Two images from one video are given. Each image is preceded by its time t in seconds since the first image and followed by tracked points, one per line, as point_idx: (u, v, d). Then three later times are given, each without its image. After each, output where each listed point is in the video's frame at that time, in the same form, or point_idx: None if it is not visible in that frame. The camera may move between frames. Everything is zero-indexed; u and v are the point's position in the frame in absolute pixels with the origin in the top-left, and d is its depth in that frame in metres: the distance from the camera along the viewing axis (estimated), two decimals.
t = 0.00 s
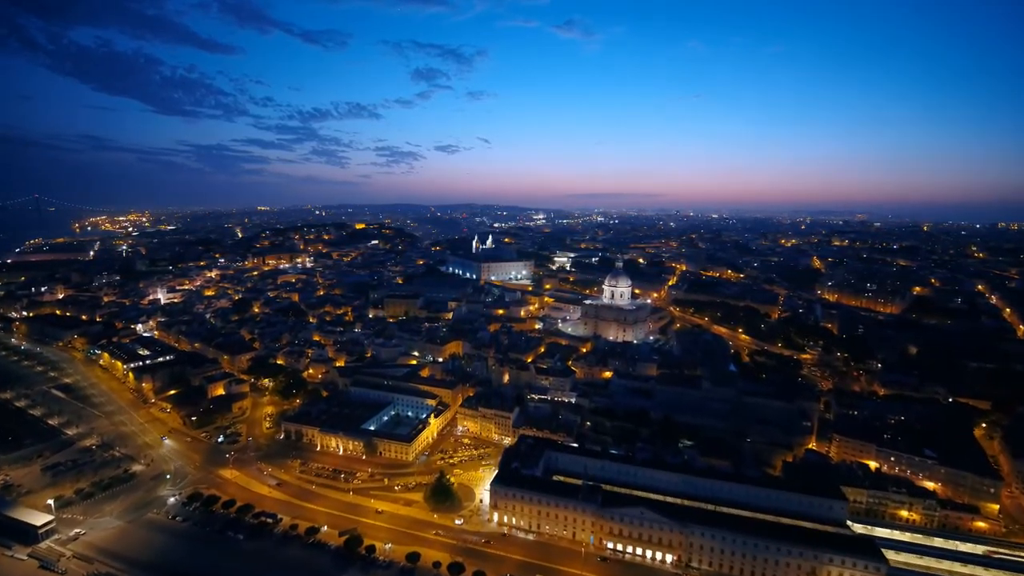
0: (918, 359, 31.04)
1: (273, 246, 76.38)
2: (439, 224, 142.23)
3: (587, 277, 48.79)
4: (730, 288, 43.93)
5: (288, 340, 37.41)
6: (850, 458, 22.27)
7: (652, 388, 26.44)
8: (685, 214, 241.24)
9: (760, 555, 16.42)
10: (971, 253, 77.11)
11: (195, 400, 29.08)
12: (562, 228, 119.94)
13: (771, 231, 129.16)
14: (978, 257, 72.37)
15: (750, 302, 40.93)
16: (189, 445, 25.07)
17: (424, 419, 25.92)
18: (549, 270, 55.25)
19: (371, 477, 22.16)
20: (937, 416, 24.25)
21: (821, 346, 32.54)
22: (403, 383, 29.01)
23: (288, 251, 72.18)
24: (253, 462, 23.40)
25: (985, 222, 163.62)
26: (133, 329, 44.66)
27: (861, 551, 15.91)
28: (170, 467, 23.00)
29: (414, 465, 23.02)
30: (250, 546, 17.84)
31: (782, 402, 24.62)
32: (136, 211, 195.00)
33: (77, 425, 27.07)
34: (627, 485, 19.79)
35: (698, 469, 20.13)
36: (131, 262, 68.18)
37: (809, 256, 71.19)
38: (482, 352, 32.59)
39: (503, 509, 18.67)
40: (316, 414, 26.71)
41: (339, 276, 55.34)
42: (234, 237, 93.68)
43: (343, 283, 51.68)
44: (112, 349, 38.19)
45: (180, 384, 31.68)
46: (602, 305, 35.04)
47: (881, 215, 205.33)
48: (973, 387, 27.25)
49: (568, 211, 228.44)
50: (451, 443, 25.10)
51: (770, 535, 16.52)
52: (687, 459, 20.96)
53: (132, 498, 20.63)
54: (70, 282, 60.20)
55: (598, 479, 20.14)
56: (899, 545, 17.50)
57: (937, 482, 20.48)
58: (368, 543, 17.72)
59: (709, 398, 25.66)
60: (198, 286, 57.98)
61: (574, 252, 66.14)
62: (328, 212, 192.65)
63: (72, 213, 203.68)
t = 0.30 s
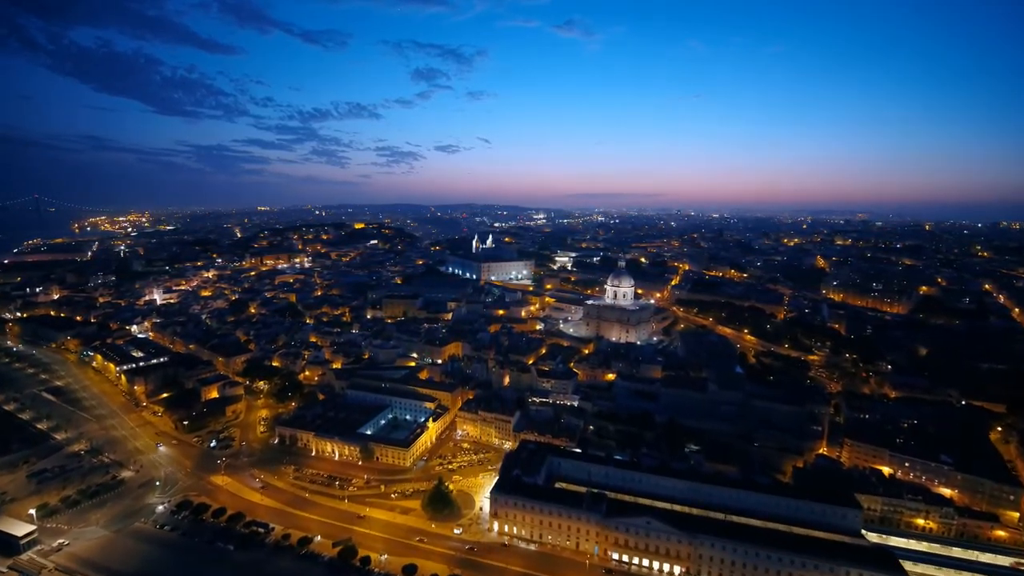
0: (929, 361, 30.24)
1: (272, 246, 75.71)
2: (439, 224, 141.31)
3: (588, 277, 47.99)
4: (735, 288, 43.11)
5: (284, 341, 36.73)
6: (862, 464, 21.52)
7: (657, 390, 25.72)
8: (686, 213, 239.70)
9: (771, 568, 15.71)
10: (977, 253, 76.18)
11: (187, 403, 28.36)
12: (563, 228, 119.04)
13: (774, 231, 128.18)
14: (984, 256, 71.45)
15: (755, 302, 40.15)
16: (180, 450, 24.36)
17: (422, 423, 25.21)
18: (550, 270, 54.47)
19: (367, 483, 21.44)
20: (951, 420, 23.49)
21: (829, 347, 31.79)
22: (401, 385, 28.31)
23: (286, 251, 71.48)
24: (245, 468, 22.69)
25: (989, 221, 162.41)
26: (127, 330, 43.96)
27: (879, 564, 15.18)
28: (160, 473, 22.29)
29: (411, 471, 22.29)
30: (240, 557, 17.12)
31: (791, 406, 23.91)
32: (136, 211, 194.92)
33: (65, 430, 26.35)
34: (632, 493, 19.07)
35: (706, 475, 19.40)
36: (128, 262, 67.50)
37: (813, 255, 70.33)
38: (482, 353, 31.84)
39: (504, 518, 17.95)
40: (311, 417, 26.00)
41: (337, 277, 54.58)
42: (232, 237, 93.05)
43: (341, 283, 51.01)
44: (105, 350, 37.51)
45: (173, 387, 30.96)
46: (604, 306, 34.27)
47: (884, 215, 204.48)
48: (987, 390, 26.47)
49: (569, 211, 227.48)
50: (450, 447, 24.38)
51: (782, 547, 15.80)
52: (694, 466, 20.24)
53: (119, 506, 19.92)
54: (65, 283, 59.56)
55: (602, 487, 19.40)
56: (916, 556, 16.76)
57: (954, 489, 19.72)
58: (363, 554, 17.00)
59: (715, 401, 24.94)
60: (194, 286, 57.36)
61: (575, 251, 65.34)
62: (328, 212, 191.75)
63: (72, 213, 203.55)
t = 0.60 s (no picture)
0: (944, 361, 29.36)
1: (273, 245, 75.22)
2: (442, 224, 140.30)
3: (592, 276, 47.21)
4: (742, 288, 42.25)
5: (283, 341, 36.17)
6: (877, 470, 20.73)
7: (664, 393, 24.98)
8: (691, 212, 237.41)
9: None
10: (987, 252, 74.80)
11: (183, 405, 27.78)
12: (566, 228, 117.99)
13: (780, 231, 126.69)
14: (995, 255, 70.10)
15: (763, 302, 39.32)
16: (175, 453, 23.78)
17: (423, 426, 24.57)
18: (553, 270, 53.72)
19: (365, 489, 20.80)
20: (969, 425, 22.67)
21: (840, 348, 30.97)
22: (401, 387, 27.66)
23: (287, 251, 70.95)
24: (241, 473, 22.08)
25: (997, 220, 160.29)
26: (126, 331, 43.48)
27: None
28: (154, 477, 21.72)
29: (411, 476, 21.63)
30: (232, 566, 16.49)
31: (803, 409, 23.14)
32: (139, 211, 195.12)
33: (59, 434, 25.82)
34: (639, 500, 18.37)
35: (717, 482, 18.68)
36: (128, 262, 67.07)
37: (820, 254, 69.24)
38: (484, 354, 31.12)
39: (506, 526, 17.27)
40: (309, 420, 25.38)
41: (338, 276, 53.96)
42: (234, 237, 92.67)
43: (341, 283, 50.44)
44: (103, 351, 37.03)
45: (170, 388, 30.39)
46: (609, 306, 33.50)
47: (890, 214, 202.42)
48: (1005, 392, 25.59)
49: (572, 210, 225.96)
50: (452, 451, 23.73)
51: (799, 558, 15.07)
52: (704, 472, 19.52)
53: (111, 512, 19.33)
54: (65, 283, 59.22)
55: (609, 493, 18.70)
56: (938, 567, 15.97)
57: (975, 496, 18.88)
58: (360, 564, 16.36)
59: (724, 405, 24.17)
60: (195, 286, 56.90)
61: (579, 250, 64.48)
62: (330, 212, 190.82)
63: (76, 213, 204.15)
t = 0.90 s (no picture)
0: (966, 363, 28.28)
1: (277, 245, 74.89)
2: (447, 223, 139.40)
3: (599, 275, 46.32)
4: (753, 288, 41.24)
5: (285, 341, 35.64)
6: (899, 477, 19.81)
7: (674, 395, 24.16)
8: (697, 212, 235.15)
9: None
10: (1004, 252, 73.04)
11: (182, 407, 27.26)
12: (572, 227, 116.86)
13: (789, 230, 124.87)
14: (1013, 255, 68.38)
15: (774, 302, 38.33)
16: (172, 455, 23.24)
17: (425, 429, 23.90)
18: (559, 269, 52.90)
19: (365, 493, 20.13)
20: (994, 430, 21.66)
21: (855, 349, 29.97)
22: (403, 389, 26.99)
23: (291, 250, 70.56)
24: (237, 476, 21.48)
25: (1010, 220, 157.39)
26: (128, 330, 43.13)
27: None
28: (149, 480, 21.17)
29: (413, 481, 20.96)
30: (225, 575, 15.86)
31: (819, 413, 22.29)
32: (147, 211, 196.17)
33: (56, 435, 25.36)
34: (649, 508, 17.59)
35: (731, 489, 17.88)
36: (133, 261, 66.90)
37: (832, 254, 67.92)
38: (488, 355, 30.39)
39: (511, 535, 16.55)
40: (309, 421, 24.76)
41: (341, 276, 53.38)
42: (239, 237, 92.54)
43: (345, 282, 49.92)
44: (104, 350, 36.67)
45: (169, 388, 29.90)
46: (617, 306, 32.65)
47: (901, 214, 199.67)
48: None
49: (578, 210, 224.73)
50: (455, 454, 23.04)
51: (819, 571, 14.26)
52: (717, 479, 18.72)
53: (104, 516, 18.77)
54: (69, 282, 59.12)
55: (617, 501, 17.93)
56: None
57: (1004, 506, 17.91)
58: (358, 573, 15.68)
59: (737, 408, 23.33)
60: (198, 285, 56.60)
61: (585, 250, 63.57)
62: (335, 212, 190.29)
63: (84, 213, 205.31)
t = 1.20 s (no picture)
0: (990, 366, 27.15)
1: (283, 244, 74.75)
2: (453, 223, 138.78)
3: (607, 275, 45.49)
4: (765, 288, 40.22)
5: (288, 341, 35.20)
6: (923, 486, 18.87)
7: (686, 398, 23.36)
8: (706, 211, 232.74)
9: None
10: None
11: (183, 407, 26.87)
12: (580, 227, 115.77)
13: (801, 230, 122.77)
14: None
15: (787, 303, 37.32)
16: (171, 456, 22.80)
17: (428, 431, 23.28)
18: (566, 269, 52.13)
19: (366, 498, 19.53)
20: None
21: (873, 352, 28.94)
22: (406, 390, 26.38)
23: (297, 249, 70.36)
24: (236, 479, 20.96)
25: None
26: (133, 329, 42.92)
27: None
28: (146, 482, 20.72)
29: (415, 485, 20.33)
30: None
31: (839, 418, 21.39)
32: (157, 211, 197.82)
33: (55, 435, 25.01)
34: (661, 517, 16.82)
35: (746, 498, 17.07)
36: (139, 260, 66.94)
37: (845, 253, 66.45)
38: (493, 355, 29.69)
39: (515, 544, 15.86)
40: (310, 423, 24.22)
41: (347, 275, 52.94)
42: (246, 236, 92.65)
43: (350, 281, 49.48)
44: (107, 349, 36.46)
45: (170, 388, 29.52)
46: (625, 306, 31.76)
47: (914, 214, 196.65)
48: None
49: (586, 210, 223.51)
50: (459, 458, 22.39)
51: None
52: (732, 487, 17.91)
53: (98, 519, 18.32)
54: (77, 280, 59.26)
55: (627, 509, 17.18)
56: None
57: None
58: None
59: (752, 412, 22.49)
60: (204, 284, 56.48)
61: (593, 249, 62.72)
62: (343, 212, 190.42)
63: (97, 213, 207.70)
